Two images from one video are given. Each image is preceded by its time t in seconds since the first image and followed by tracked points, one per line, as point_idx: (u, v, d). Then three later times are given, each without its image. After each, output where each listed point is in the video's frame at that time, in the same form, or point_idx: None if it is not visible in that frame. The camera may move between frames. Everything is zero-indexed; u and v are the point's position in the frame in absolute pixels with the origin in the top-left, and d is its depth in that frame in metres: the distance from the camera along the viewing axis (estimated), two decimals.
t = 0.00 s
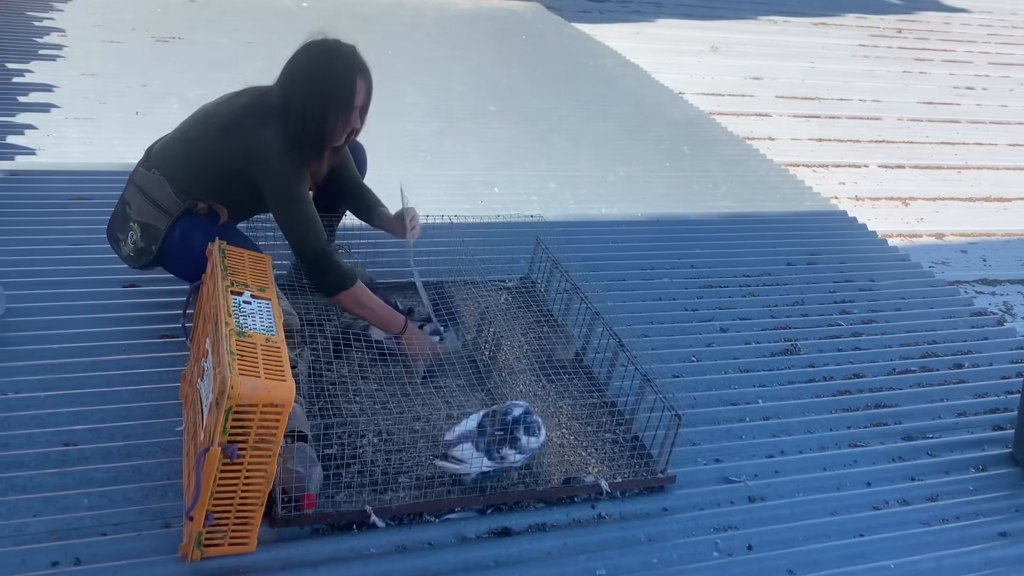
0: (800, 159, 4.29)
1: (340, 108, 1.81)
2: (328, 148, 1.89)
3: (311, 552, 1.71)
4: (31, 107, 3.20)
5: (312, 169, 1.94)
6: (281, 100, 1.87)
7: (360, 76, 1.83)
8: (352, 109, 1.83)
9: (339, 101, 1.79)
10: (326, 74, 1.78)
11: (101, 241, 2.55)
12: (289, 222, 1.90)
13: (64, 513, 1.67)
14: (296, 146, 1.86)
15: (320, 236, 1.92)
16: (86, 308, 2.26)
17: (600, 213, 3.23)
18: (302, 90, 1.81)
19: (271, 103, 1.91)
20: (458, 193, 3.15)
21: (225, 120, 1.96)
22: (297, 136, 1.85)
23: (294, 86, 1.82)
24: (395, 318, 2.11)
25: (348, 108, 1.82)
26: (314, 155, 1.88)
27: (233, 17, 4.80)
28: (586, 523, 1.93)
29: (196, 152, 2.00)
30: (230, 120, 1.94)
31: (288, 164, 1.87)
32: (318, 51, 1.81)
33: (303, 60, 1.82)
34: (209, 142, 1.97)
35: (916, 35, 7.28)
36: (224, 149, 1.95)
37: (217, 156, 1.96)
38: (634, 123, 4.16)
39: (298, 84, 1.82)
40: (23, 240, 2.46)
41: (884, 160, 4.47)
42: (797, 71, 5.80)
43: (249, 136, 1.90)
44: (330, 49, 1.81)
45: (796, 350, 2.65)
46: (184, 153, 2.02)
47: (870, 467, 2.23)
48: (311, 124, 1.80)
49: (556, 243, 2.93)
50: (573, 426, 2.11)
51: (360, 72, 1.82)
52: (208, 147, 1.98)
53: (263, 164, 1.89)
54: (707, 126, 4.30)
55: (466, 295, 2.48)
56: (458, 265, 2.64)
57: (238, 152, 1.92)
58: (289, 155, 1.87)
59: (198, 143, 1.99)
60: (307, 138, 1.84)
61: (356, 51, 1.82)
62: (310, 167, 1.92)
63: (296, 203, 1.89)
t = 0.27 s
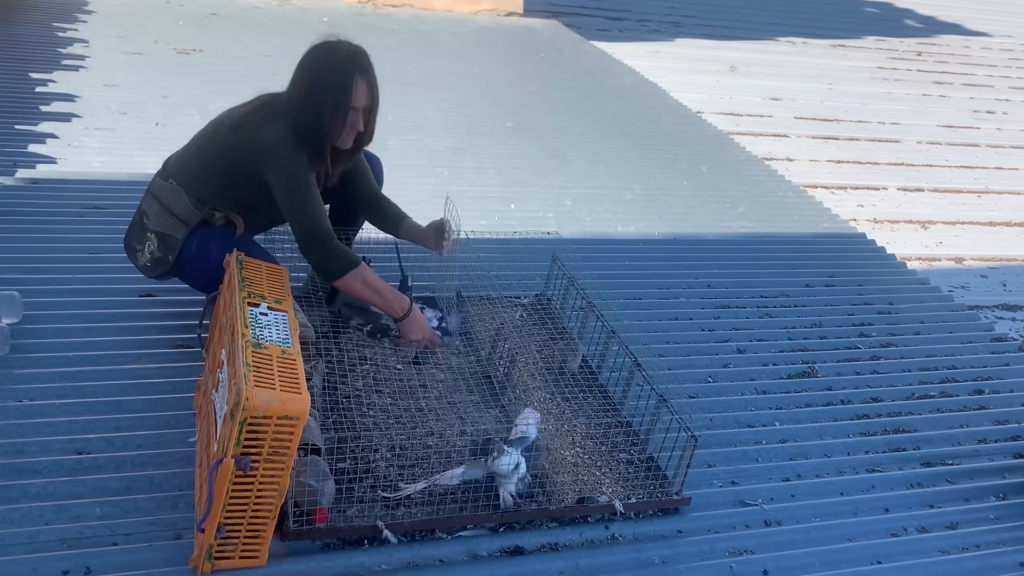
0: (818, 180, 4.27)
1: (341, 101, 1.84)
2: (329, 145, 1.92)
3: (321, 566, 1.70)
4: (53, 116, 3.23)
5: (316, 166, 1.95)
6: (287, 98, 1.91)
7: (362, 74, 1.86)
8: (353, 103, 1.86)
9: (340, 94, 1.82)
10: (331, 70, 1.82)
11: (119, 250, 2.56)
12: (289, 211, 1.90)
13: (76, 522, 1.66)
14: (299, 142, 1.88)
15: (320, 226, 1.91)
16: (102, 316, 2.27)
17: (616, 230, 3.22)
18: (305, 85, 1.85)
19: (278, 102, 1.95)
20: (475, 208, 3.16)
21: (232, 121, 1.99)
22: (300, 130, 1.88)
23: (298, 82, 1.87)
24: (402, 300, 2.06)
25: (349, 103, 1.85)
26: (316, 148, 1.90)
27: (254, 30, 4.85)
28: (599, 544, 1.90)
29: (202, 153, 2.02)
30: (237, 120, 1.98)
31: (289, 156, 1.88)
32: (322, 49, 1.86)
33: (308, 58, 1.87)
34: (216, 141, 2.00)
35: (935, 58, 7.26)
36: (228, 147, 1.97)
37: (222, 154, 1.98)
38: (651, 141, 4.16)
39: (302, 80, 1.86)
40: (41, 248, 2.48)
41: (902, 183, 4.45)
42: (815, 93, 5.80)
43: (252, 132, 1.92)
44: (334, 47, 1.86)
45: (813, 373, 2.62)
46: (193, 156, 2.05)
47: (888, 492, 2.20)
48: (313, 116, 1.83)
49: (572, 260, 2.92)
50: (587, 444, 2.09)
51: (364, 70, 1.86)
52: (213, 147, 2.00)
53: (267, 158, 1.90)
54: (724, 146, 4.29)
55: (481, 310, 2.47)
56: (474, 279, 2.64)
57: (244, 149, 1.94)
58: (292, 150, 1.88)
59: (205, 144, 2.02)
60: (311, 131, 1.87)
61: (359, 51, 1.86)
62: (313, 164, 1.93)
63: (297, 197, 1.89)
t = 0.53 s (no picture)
0: (835, 185, 4.24)
1: (351, 86, 1.86)
2: (338, 132, 1.93)
3: (335, 569, 1.69)
4: (73, 119, 3.26)
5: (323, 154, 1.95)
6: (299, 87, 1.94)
7: (372, 63, 1.89)
8: (363, 90, 1.88)
9: (350, 79, 1.85)
10: (343, 56, 1.85)
11: (136, 251, 2.58)
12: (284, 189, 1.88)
13: (91, 522, 1.67)
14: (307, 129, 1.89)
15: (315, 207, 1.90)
16: (120, 317, 2.28)
17: (632, 235, 3.21)
18: (316, 72, 1.88)
19: (290, 93, 1.98)
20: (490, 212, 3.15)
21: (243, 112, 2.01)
22: (309, 117, 1.90)
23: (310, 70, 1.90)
24: (389, 267, 2.03)
25: (360, 88, 1.87)
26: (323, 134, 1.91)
27: (271, 34, 4.88)
28: (615, 549, 1.87)
29: (214, 145, 2.04)
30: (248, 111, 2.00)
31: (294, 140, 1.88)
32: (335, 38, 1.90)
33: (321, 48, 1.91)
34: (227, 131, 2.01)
35: (954, 63, 7.20)
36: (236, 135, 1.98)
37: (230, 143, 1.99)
38: (667, 145, 4.14)
39: (313, 67, 1.89)
40: (60, 249, 2.49)
41: (921, 189, 4.41)
42: (832, 98, 5.76)
43: (258, 119, 1.94)
44: (346, 36, 1.89)
45: (831, 379, 2.59)
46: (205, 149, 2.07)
47: (907, 500, 2.17)
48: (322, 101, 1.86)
49: (587, 264, 2.91)
50: (601, 450, 2.08)
51: (377, 58, 1.90)
52: (224, 138, 2.01)
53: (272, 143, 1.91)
54: (741, 151, 4.27)
55: (496, 315, 2.48)
56: (489, 282, 2.64)
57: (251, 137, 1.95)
58: (299, 134, 1.89)
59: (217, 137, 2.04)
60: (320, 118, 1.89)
61: (370, 40, 1.89)
62: (320, 151, 1.94)
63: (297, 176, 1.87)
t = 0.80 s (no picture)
0: (851, 189, 4.21)
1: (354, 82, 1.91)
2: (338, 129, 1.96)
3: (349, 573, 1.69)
4: (92, 125, 3.30)
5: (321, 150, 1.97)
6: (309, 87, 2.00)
7: (378, 63, 1.94)
8: (366, 87, 1.92)
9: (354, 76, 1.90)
10: (349, 53, 1.91)
11: (154, 257, 2.60)
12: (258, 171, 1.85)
13: (109, 525, 1.68)
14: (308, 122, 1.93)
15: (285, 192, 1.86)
16: (137, 322, 2.30)
17: (646, 239, 3.21)
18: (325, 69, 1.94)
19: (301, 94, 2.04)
20: (505, 216, 3.16)
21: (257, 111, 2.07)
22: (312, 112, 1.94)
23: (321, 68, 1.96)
24: (337, 231, 1.92)
25: (363, 85, 1.91)
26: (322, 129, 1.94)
27: (287, 41, 4.92)
28: (629, 554, 1.86)
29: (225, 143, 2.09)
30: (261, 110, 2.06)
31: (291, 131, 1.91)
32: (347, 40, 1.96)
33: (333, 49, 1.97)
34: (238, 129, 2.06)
35: (972, 66, 7.15)
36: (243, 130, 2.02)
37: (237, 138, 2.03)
38: (682, 149, 4.14)
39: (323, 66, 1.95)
40: (80, 255, 2.52)
41: (939, 192, 4.37)
42: (848, 101, 5.73)
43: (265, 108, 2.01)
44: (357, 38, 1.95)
45: (847, 384, 2.57)
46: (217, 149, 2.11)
47: (924, 506, 2.15)
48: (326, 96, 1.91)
49: (602, 268, 2.91)
50: (615, 455, 2.08)
51: (383, 60, 1.94)
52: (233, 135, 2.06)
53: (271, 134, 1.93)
54: (756, 154, 4.25)
55: (510, 319, 2.48)
56: (503, 285, 2.65)
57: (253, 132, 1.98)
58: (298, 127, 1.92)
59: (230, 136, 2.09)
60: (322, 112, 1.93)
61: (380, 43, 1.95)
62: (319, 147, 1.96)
63: (271, 159, 1.86)
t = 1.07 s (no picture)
0: (862, 198, 4.20)
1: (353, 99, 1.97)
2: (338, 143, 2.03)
3: None
4: (105, 139, 3.33)
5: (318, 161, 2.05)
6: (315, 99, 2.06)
7: (379, 81, 1.98)
8: (365, 105, 1.98)
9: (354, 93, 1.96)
10: (352, 70, 1.96)
11: (166, 269, 2.62)
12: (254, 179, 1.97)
13: (122, 538, 1.69)
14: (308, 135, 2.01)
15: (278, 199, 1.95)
16: (150, 335, 2.32)
17: (657, 249, 3.20)
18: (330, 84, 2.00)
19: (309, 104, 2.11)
20: (515, 227, 3.16)
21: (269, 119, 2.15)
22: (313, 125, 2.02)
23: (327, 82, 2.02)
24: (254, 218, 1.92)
25: (362, 102, 1.97)
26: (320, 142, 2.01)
27: (298, 54, 4.96)
28: (642, 566, 1.86)
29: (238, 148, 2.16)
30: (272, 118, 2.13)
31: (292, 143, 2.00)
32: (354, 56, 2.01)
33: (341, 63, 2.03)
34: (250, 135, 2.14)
35: (982, 73, 7.12)
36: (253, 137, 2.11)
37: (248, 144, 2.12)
38: (691, 159, 4.14)
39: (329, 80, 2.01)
40: (93, 268, 2.54)
41: (951, 201, 4.35)
42: (858, 109, 5.71)
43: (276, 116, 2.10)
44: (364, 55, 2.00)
45: (860, 395, 2.55)
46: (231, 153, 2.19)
47: (939, 517, 2.13)
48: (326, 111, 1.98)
49: (612, 279, 2.91)
50: (628, 467, 2.07)
51: (386, 79, 1.99)
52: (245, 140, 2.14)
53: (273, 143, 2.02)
54: (766, 163, 4.25)
55: (520, 330, 2.48)
56: (513, 297, 2.66)
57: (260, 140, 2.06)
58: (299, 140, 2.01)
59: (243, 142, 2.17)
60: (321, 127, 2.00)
61: (385, 60, 1.99)
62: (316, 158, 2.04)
63: (264, 169, 1.98)
